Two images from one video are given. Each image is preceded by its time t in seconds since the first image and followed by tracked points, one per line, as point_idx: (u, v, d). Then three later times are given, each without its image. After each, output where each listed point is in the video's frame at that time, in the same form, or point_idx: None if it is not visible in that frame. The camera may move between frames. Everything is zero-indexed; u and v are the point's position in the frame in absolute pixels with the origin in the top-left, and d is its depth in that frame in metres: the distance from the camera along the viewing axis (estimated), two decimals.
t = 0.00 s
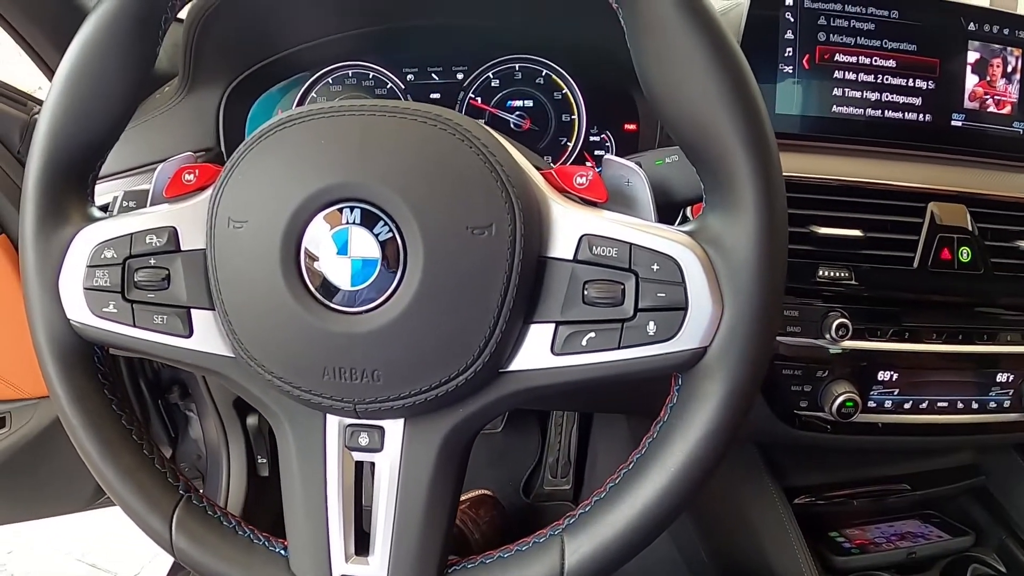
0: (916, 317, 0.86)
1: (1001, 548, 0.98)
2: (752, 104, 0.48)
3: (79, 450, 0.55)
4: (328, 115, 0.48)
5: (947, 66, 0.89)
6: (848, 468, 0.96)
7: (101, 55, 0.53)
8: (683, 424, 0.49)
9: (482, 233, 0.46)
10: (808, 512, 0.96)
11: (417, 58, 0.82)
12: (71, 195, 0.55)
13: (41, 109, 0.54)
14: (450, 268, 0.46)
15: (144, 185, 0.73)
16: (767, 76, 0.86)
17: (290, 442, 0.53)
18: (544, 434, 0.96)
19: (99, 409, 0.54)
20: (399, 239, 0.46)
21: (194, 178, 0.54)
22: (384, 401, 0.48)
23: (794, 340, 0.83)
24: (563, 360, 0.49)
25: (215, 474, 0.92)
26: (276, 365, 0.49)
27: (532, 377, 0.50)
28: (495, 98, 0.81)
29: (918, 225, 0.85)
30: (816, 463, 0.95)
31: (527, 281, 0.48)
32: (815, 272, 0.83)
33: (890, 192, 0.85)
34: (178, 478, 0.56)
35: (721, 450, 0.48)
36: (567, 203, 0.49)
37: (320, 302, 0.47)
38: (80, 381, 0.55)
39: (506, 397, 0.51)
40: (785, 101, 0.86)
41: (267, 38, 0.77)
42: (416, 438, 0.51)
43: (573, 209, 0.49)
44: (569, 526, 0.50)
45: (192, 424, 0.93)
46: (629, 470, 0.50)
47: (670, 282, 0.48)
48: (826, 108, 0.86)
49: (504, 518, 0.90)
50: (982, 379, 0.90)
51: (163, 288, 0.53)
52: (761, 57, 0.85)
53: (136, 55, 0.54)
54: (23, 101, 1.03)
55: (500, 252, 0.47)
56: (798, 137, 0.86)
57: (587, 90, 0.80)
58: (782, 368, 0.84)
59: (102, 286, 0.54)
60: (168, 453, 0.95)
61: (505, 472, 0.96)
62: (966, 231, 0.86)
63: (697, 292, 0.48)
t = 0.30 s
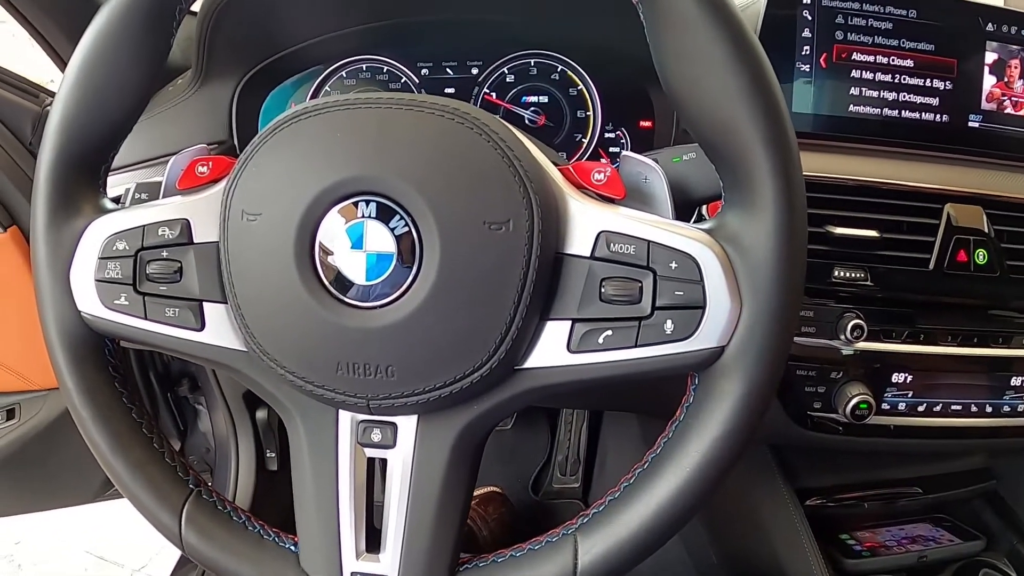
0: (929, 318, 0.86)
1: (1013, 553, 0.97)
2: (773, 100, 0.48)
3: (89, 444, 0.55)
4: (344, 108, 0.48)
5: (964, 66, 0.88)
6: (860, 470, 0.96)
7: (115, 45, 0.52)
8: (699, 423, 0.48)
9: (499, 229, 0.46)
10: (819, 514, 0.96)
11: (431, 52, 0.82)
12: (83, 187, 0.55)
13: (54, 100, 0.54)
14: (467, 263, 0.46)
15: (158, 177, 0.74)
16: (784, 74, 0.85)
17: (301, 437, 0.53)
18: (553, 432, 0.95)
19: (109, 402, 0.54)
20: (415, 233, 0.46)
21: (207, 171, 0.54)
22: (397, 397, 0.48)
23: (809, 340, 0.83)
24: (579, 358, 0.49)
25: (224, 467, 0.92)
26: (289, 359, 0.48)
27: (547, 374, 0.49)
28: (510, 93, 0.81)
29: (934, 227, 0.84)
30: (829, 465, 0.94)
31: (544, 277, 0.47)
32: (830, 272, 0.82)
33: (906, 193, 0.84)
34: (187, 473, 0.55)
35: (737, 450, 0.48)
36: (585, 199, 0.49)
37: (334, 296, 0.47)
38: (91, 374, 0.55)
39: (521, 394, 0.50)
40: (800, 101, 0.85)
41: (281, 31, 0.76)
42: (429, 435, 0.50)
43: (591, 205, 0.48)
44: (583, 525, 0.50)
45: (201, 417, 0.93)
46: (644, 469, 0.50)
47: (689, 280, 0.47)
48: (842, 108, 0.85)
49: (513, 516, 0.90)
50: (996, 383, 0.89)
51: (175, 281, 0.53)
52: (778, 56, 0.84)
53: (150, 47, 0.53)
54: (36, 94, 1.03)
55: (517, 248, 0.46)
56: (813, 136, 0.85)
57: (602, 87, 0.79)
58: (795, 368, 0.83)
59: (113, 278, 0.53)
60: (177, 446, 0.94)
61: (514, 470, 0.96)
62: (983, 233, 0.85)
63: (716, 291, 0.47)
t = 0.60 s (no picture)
0: (945, 321, 0.84)
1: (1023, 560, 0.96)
2: (800, 96, 0.47)
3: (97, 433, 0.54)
4: (362, 96, 0.47)
5: (984, 67, 0.86)
6: (870, 472, 0.95)
7: (128, 29, 0.52)
8: (718, 423, 0.48)
9: (519, 222, 0.45)
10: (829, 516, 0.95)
11: (447, 43, 0.80)
12: (94, 173, 0.54)
13: (64, 85, 0.53)
14: (485, 256, 0.45)
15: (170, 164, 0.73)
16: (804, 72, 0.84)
17: (312, 430, 0.52)
18: (561, 426, 0.94)
19: (117, 391, 0.54)
20: (433, 225, 0.45)
21: (221, 157, 0.53)
22: (412, 391, 0.47)
23: (825, 342, 0.82)
24: (597, 355, 0.48)
25: (230, 457, 0.91)
26: (302, 351, 0.48)
27: (564, 371, 0.48)
28: (526, 85, 0.80)
29: (952, 229, 0.83)
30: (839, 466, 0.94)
31: (564, 272, 0.46)
32: (846, 272, 0.81)
33: (924, 194, 0.82)
34: (196, 464, 0.55)
35: (756, 452, 0.47)
36: (606, 193, 0.48)
37: (349, 287, 0.46)
38: (99, 362, 0.54)
39: (537, 391, 0.49)
40: (818, 98, 0.84)
41: (297, 20, 0.76)
42: (442, 430, 0.50)
43: (612, 200, 0.47)
44: (596, 524, 0.49)
45: (208, 406, 0.93)
46: (659, 469, 0.49)
47: (710, 278, 0.47)
48: (860, 106, 0.84)
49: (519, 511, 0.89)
50: (1010, 388, 0.88)
51: (187, 269, 0.52)
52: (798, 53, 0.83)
53: (164, 32, 0.52)
54: (46, 80, 1.04)
55: (537, 242, 0.45)
56: (829, 134, 0.84)
57: (620, 81, 0.78)
58: (811, 369, 0.83)
59: (123, 266, 0.53)
60: (183, 434, 0.94)
61: (521, 464, 0.94)
62: (1001, 236, 0.83)
63: (738, 290, 0.46)
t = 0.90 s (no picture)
0: (952, 324, 0.84)
1: None
2: (812, 95, 0.46)
3: (102, 425, 0.54)
4: (372, 89, 0.47)
5: (995, 70, 0.85)
6: (874, 474, 0.95)
7: (138, 19, 0.51)
8: (725, 423, 0.47)
9: (529, 217, 0.45)
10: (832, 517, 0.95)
11: (457, 38, 0.80)
12: (101, 164, 0.54)
13: (72, 77, 0.53)
14: (495, 251, 0.45)
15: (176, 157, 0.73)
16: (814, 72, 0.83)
17: (318, 423, 0.52)
18: (565, 424, 0.94)
19: (123, 382, 0.53)
20: (443, 219, 0.45)
21: (229, 150, 0.52)
22: (419, 386, 0.47)
23: (833, 344, 0.82)
24: (605, 352, 0.48)
25: (233, 450, 0.91)
26: (309, 345, 0.48)
27: (572, 368, 0.48)
28: (536, 82, 0.80)
29: (960, 232, 0.82)
30: (843, 467, 0.94)
31: (573, 269, 0.46)
32: (854, 274, 0.81)
33: (933, 197, 0.82)
34: (201, 456, 0.55)
35: (764, 452, 0.47)
36: (616, 190, 0.47)
37: (358, 281, 0.46)
38: (105, 353, 0.54)
39: (544, 388, 0.49)
40: (828, 99, 0.84)
41: (307, 14, 0.75)
42: (448, 426, 0.50)
43: (622, 197, 0.47)
44: (602, 522, 0.49)
45: (212, 399, 0.93)
46: (666, 468, 0.49)
47: (720, 276, 0.46)
48: (870, 107, 0.84)
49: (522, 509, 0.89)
50: (1016, 392, 0.88)
51: (194, 261, 0.52)
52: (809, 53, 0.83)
53: (174, 22, 0.52)
54: (54, 70, 1.03)
55: (547, 238, 0.45)
56: (838, 136, 0.84)
57: (630, 79, 0.78)
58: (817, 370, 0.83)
59: (130, 257, 0.53)
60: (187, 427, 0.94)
61: (524, 463, 0.95)
62: (1009, 240, 0.83)
63: (748, 289, 0.46)
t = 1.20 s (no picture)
0: (950, 324, 0.84)
1: None
2: (812, 95, 0.47)
3: (102, 422, 0.54)
4: (374, 87, 0.47)
5: (994, 72, 0.86)
6: (872, 474, 0.95)
7: (140, 17, 0.52)
8: (725, 421, 0.48)
9: (530, 215, 0.45)
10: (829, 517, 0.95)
11: (457, 37, 0.80)
12: (103, 160, 0.54)
13: (74, 75, 0.53)
14: (497, 249, 0.45)
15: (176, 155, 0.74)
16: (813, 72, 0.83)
17: (319, 420, 0.52)
18: (563, 423, 0.94)
19: (124, 379, 0.54)
20: (445, 217, 0.45)
21: (231, 147, 0.52)
22: (420, 383, 0.47)
23: (831, 343, 0.82)
24: (606, 350, 0.48)
25: (232, 448, 0.91)
26: (311, 342, 0.48)
27: (573, 366, 0.48)
28: (536, 81, 0.80)
29: (958, 232, 0.82)
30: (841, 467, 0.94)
31: (574, 267, 0.46)
32: (853, 274, 0.81)
33: (932, 197, 0.82)
34: (201, 453, 0.55)
35: (763, 450, 0.47)
36: (616, 189, 0.48)
37: (360, 278, 0.46)
38: (106, 350, 0.54)
39: (545, 385, 0.49)
40: (827, 100, 0.84)
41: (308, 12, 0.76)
42: (449, 423, 0.50)
43: (623, 196, 0.47)
44: (601, 520, 0.49)
45: (211, 397, 0.93)
46: (665, 466, 0.49)
47: (720, 275, 0.47)
48: (868, 108, 0.84)
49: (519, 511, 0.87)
50: (1013, 392, 0.88)
51: (195, 258, 0.52)
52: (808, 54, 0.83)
53: (177, 20, 0.52)
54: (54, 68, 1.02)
55: (549, 236, 0.45)
56: (838, 136, 0.84)
57: (630, 79, 0.78)
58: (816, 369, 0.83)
59: (132, 253, 0.53)
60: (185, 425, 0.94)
61: (522, 461, 0.94)
62: (1007, 241, 0.83)
63: (748, 287, 0.46)
